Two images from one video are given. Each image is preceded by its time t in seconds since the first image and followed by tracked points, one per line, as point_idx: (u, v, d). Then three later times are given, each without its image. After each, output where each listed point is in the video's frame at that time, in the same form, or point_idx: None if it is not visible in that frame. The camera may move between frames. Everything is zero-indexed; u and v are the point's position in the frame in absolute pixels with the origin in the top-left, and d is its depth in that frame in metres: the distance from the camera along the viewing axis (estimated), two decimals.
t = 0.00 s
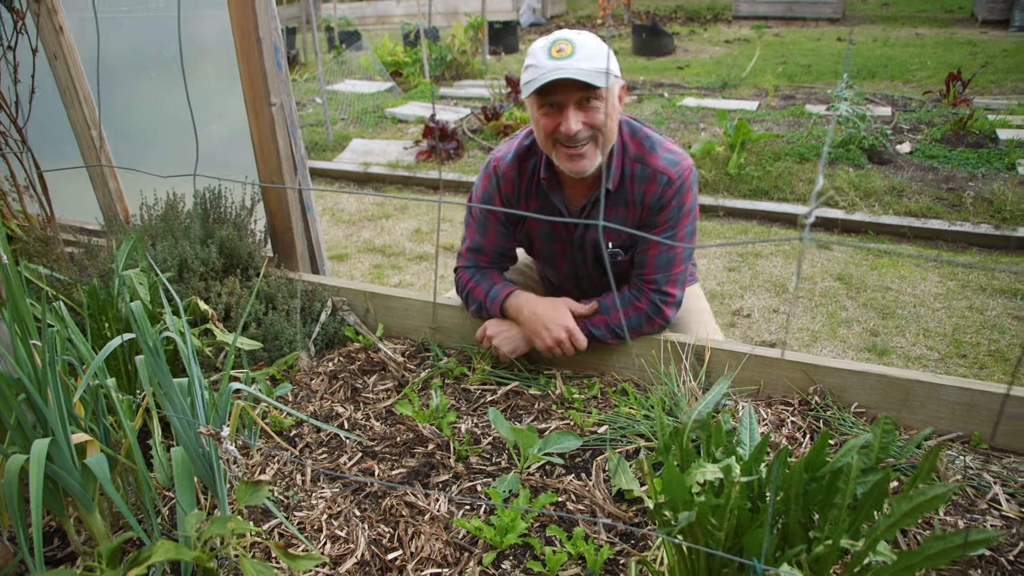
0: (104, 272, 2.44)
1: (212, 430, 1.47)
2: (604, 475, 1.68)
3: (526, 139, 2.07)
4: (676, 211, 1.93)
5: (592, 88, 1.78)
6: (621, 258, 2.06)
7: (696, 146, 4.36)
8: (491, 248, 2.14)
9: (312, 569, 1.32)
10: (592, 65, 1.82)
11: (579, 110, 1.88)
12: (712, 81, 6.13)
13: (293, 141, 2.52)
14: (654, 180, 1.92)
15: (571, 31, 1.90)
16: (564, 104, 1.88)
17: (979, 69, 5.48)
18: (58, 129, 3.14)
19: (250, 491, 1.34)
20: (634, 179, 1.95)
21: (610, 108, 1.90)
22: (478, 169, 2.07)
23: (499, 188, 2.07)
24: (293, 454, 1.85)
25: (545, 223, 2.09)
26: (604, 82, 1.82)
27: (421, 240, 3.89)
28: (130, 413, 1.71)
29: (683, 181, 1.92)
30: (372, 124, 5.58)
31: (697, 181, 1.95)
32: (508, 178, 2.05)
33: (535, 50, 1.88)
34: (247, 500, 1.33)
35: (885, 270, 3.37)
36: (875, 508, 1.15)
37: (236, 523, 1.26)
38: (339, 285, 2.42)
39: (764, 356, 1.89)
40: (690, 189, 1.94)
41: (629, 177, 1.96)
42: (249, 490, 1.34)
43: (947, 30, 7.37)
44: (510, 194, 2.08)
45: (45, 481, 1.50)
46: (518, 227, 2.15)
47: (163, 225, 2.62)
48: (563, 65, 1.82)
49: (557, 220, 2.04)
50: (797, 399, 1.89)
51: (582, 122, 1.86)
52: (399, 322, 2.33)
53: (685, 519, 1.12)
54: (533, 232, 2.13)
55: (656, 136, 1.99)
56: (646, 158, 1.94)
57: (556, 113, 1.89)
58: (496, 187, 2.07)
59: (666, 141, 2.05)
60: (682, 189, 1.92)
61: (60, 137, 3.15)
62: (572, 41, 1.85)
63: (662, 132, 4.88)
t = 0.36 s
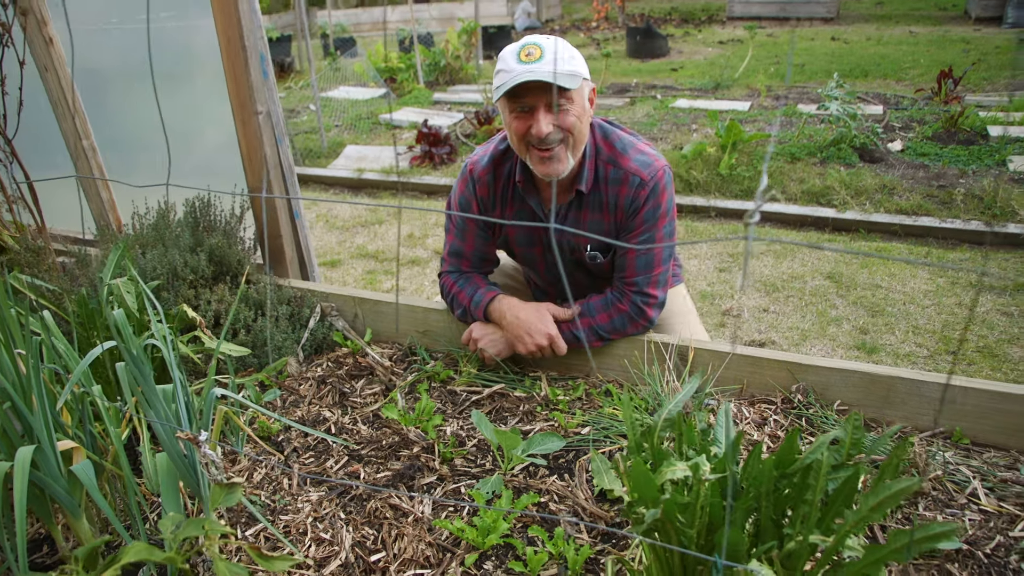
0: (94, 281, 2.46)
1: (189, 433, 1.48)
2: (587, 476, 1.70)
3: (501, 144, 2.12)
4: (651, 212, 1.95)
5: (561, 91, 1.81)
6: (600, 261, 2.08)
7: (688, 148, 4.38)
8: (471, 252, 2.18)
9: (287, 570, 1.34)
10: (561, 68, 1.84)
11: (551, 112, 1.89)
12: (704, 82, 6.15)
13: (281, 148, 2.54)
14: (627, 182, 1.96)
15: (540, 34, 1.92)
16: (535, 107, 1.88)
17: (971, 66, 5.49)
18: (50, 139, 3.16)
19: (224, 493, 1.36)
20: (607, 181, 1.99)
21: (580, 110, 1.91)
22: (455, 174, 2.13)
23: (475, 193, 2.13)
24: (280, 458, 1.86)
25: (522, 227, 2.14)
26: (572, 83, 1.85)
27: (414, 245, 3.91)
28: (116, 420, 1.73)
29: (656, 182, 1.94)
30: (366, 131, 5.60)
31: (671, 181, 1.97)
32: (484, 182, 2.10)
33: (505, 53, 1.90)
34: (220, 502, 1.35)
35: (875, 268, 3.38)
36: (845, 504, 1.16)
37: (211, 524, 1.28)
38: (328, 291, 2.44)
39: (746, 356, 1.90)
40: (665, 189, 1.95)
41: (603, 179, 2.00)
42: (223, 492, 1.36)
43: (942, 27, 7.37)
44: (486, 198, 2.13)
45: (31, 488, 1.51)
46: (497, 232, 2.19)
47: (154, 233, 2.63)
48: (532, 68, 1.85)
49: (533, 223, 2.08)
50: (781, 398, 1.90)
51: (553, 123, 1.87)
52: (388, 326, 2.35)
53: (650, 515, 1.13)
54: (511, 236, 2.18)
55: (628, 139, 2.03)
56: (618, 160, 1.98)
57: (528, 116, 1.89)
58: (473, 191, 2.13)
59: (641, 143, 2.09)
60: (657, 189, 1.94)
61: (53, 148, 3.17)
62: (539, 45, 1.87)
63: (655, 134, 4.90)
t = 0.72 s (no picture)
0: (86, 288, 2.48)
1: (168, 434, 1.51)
2: (569, 474, 1.71)
3: (487, 147, 2.12)
4: (636, 212, 1.96)
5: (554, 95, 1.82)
6: (586, 262, 2.09)
7: (681, 148, 4.40)
8: (458, 256, 2.20)
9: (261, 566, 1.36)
10: (550, 73, 1.85)
11: (539, 117, 1.91)
12: (699, 83, 6.16)
13: (270, 154, 2.56)
14: (613, 183, 1.97)
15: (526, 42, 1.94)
16: (524, 111, 1.90)
17: (965, 63, 5.49)
18: (45, 148, 3.19)
19: (198, 491, 1.39)
20: (594, 183, 2.00)
21: (567, 116, 1.94)
22: (442, 177, 2.14)
23: (462, 197, 2.14)
24: (268, 461, 1.88)
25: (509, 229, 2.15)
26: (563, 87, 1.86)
27: (408, 248, 3.93)
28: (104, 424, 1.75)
29: (641, 182, 1.96)
30: (362, 136, 5.63)
31: (656, 181, 1.99)
32: (470, 187, 2.11)
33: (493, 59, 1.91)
34: (194, 499, 1.38)
35: (867, 265, 3.38)
36: (814, 499, 1.18)
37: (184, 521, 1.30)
38: (318, 295, 2.46)
39: (729, 354, 1.92)
40: (650, 190, 1.97)
41: (589, 180, 2.01)
42: (197, 490, 1.39)
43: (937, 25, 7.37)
44: (473, 202, 2.14)
45: (20, 491, 1.53)
46: (484, 234, 2.21)
47: (146, 239, 2.66)
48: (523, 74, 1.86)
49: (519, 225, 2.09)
50: (763, 395, 1.91)
51: (541, 128, 1.90)
52: (376, 329, 2.36)
53: (616, 510, 1.15)
54: (498, 238, 2.19)
55: (613, 141, 2.04)
56: (604, 162, 1.99)
57: (516, 120, 1.92)
58: (459, 194, 2.14)
59: (626, 145, 2.10)
60: (642, 190, 1.96)
61: (48, 157, 3.21)
62: (527, 51, 1.88)
63: (649, 135, 4.91)
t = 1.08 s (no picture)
0: (79, 284, 2.49)
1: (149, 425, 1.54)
2: (552, 468, 1.72)
3: (477, 143, 2.13)
4: (624, 208, 1.97)
5: (538, 94, 1.82)
6: (574, 258, 2.10)
7: (676, 145, 4.40)
8: (447, 252, 2.21)
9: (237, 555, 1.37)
10: (536, 70, 1.85)
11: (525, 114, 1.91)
12: (697, 81, 6.16)
13: (262, 151, 2.58)
14: (600, 179, 1.98)
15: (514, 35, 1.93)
16: (509, 109, 1.90)
17: (964, 61, 5.48)
18: (40, 145, 3.20)
19: (174, 480, 1.41)
20: (582, 179, 2.01)
21: (554, 111, 1.93)
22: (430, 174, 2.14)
23: (451, 194, 2.14)
24: (255, 455, 1.89)
25: (497, 225, 2.16)
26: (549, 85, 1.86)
27: (403, 245, 3.95)
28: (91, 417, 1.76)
29: (629, 178, 1.97)
30: (360, 133, 5.65)
31: (643, 177, 2.00)
32: (459, 182, 2.11)
33: (479, 55, 1.91)
34: (170, 488, 1.40)
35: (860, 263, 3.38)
36: (786, 492, 1.19)
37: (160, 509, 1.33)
38: (309, 291, 2.47)
39: (714, 350, 1.92)
40: (637, 186, 1.98)
41: (577, 177, 2.02)
42: (173, 479, 1.41)
43: (938, 24, 7.35)
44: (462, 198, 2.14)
45: (7, 483, 1.54)
46: (473, 230, 2.22)
47: (139, 236, 2.68)
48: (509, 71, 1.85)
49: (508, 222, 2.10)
50: (747, 391, 1.92)
51: (528, 125, 1.90)
52: (367, 325, 2.38)
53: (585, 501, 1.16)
54: (487, 234, 2.20)
55: (601, 137, 2.05)
56: (592, 158, 2.00)
57: (502, 117, 1.92)
58: (448, 190, 2.14)
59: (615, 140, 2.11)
60: (629, 186, 1.97)
61: (44, 154, 3.22)
62: (513, 47, 1.88)
63: (646, 133, 4.92)
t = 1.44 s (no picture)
0: (80, 283, 2.51)
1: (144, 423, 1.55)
2: (547, 470, 1.73)
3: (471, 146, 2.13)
4: (616, 211, 1.97)
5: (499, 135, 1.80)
6: (569, 262, 2.10)
7: (678, 147, 4.40)
8: (444, 253, 2.21)
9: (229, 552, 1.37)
10: (498, 106, 1.81)
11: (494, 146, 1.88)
12: (701, 84, 6.16)
13: (263, 152, 2.59)
14: (594, 183, 1.99)
15: (484, 61, 1.88)
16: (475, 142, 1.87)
17: (969, 64, 5.46)
18: (44, 145, 3.23)
19: (166, 477, 1.41)
20: (575, 184, 2.01)
21: (525, 138, 1.87)
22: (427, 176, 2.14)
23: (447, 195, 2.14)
24: (252, 454, 1.90)
25: (494, 228, 2.17)
26: (513, 120, 1.83)
27: (405, 246, 3.96)
28: (88, 415, 1.78)
29: (622, 181, 1.97)
30: (364, 135, 5.67)
31: (637, 181, 2.00)
32: (455, 185, 2.11)
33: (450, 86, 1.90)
34: (162, 485, 1.40)
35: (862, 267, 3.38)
36: (775, 494, 1.20)
37: (152, 506, 1.34)
38: (308, 291, 2.48)
39: (709, 353, 1.93)
40: (631, 189, 1.99)
41: (571, 181, 2.02)
42: (164, 476, 1.41)
43: (944, 26, 7.33)
44: (458, 200, 2.15)
45: (4, 480, 1.55)
46: (469, 232, 2.22)
47: (141, 236, 2.69)
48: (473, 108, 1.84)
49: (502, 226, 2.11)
50: (743, 393, 1.92)
51: (493, 160, 1.87)
52: (366, 325, 2.39)
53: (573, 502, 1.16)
54: (483, 237, 2.21)
55: (595, 140, 2.05)
56: (585, 162, 2.00)
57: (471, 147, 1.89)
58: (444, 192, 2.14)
59: (608, 143, 2.10)
60: (622, 190, 1.98)
61: (48, 154, 3.25)
62: (480, 80, 1.85)
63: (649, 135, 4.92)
